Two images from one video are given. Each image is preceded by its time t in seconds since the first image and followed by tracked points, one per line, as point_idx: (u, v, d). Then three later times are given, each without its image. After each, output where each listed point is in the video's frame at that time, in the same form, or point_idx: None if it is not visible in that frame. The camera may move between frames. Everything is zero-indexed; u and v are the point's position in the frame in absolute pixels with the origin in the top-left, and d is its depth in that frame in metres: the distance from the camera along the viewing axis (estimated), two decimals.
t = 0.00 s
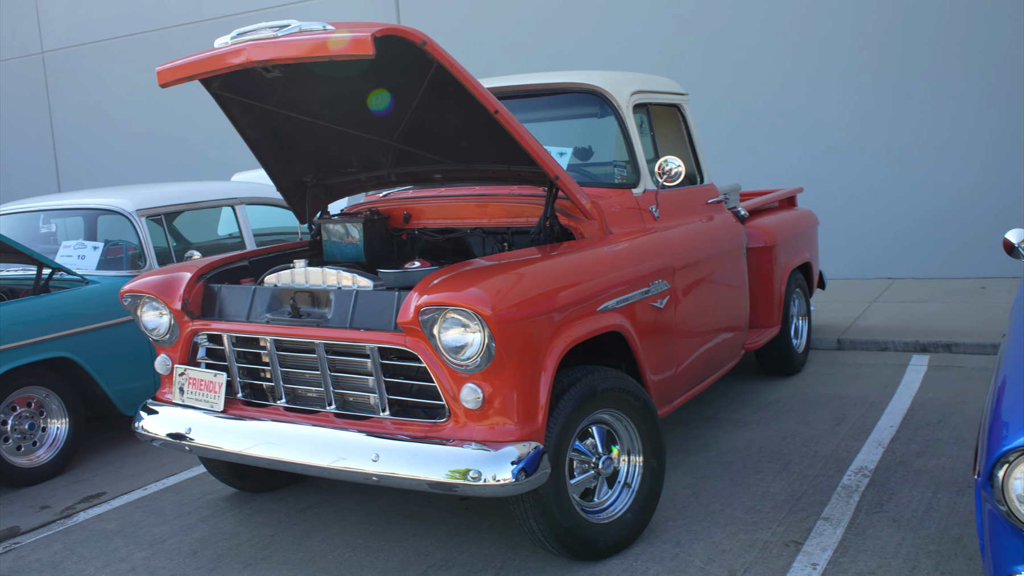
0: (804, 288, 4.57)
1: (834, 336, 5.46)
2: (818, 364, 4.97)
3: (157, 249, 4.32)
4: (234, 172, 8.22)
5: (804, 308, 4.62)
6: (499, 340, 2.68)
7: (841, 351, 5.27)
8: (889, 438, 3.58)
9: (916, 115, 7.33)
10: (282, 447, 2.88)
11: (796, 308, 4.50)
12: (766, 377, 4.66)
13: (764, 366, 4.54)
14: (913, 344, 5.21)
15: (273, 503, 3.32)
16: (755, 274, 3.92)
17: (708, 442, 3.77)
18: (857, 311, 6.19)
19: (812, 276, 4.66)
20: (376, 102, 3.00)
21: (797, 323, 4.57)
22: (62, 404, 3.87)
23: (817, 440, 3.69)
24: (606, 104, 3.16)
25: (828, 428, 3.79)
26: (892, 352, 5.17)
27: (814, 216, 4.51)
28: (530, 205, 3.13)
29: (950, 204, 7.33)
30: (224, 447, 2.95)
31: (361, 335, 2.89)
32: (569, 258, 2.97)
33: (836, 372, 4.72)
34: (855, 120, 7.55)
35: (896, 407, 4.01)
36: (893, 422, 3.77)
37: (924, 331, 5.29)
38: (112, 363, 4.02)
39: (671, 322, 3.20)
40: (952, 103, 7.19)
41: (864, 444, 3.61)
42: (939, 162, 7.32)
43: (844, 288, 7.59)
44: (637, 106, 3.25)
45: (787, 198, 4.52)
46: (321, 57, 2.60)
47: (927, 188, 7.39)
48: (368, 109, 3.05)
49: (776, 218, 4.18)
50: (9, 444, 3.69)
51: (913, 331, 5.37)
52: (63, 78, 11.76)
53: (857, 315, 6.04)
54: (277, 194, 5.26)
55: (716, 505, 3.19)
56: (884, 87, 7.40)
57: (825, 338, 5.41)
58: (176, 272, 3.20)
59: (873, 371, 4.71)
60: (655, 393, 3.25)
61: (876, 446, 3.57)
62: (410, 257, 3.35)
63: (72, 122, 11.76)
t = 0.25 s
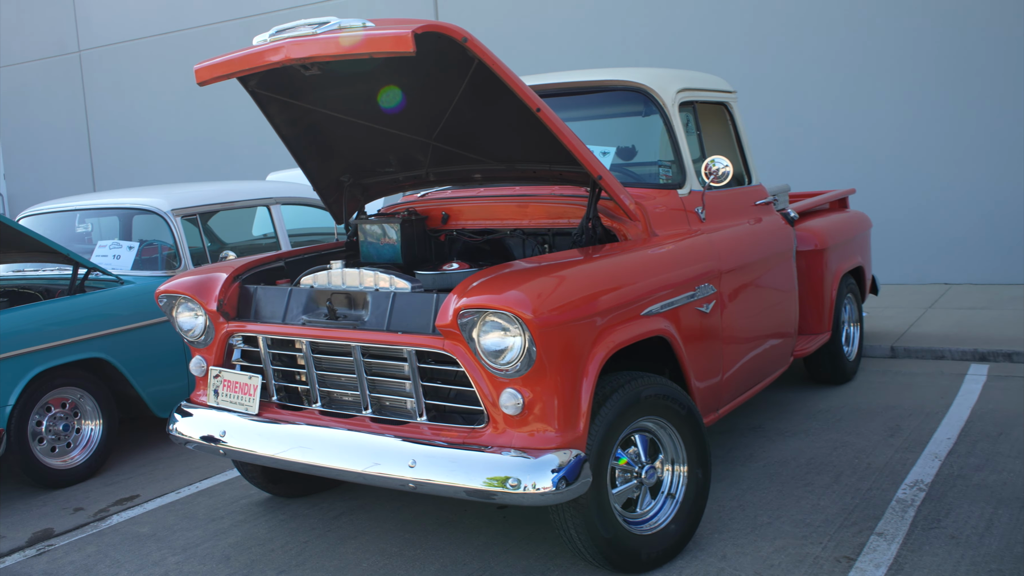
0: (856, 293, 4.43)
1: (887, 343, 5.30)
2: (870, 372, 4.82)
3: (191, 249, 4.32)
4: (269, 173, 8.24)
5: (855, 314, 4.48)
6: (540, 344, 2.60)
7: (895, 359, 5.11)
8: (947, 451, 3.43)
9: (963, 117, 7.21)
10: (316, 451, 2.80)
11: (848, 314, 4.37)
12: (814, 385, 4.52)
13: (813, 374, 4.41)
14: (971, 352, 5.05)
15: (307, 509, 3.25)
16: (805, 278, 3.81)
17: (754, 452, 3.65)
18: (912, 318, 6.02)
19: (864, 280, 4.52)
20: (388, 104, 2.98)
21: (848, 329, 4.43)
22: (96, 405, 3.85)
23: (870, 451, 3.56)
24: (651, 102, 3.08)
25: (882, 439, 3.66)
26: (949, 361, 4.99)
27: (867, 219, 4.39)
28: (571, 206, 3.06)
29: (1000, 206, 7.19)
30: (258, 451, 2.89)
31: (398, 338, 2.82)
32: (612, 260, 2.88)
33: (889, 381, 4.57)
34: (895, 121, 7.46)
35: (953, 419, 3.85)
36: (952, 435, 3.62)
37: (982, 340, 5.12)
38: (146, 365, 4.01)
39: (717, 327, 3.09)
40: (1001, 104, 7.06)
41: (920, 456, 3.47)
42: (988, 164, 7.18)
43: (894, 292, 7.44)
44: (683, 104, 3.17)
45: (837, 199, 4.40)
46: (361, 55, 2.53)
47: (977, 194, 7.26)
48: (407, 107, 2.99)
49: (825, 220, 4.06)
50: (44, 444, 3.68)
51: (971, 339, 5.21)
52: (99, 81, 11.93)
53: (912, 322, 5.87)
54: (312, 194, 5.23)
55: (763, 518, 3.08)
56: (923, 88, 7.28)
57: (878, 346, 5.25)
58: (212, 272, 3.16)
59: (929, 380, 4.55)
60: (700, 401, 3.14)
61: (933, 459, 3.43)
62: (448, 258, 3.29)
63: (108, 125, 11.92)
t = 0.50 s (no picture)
0: (900, 293, 4.30)
1: (932, 345, 5.14)
2: (914, 376, 4.67)
3: (209, 245, 4.25)
4: (290, 169, 8.14)
5: (900, 315, 4.33)
6: (570, 344, 2.48)
7: (941, 362, 4.96)
8: (997, 459, 3.29)
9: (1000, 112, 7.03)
10: (337, 454, 2.70)
11: (892, 314, 4.23)
12: (855, 389, 4.38)
13: (855, 377, 4.27)
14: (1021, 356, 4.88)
15: (327, 514, 3.15)
16: (847, 277, 3.69)
17: (792, 458, 3.52)
18: (958, 319, 5.84)
19: (909, 279, 4.37)
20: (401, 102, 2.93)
21: (893, 331, 4.29)
22: (111, 405, 3.77)
23: (915, 458, 3.42)
24: (686, 94, 2.96)
25: (927, 446, 3.52)
26: (999, 364, 4.84)
27: (912, 216, 4.26)
28: (602, 202, 2.95)
29: None
30: (276, 454, 2.79)
31: (423, 337, 2.71)
32: (645, 257, 2.76)
33: (933, 385, 4.41)
34: (927, 119, 7.15)
35: (1002, 425, 3.70)
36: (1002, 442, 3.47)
37: None
38: (162, 365, 3.92)
39: (754, 328, 2.96)
40: None
41: (968, 464, 3.32)
42: None
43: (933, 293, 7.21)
44: (720, 95, 3.04)
45: (882, 195, 4.26)
46: (387, 45, 2.43)
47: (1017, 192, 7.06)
48: (433, 99, 2.89)
49: (868, 216, 3.92)
50: (58, 446, 3.60)
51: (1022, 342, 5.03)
52: (116, 80, 11.92)
53: (958, 323, 5.70)
54: (329, 188, 5.15)
55: (803, 527, 2.94)
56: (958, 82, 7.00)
57: (923, 349, 5.10)
58: (231, 269, 3.07)
59: (977, 385, 4.40)
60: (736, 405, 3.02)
61: (982, 468, 3.28)
62: (473, 255, 3.17)
63: (125, 123, 11.90)
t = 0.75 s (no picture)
0: (944, 291, 4.17)
1: (977, 347, 4.99)
2: (958, 379, 4.52)
3: (225, 239, 4.16)
4: (311, 160, 8.05)
5: (944, 315, 4.20)
6: (599, 343, 2.37)
7: (988, 365, 4.81)
8: None
9: None
10: (356, 455, 2.60)
11: (935, 314, 4.11)
12: (896, 392, 4.25)
13: (896, 380, 4.15)
14: None
15: (345, 516, 3.06)
16: (887, 274, 3.58)
17: (827, 464, 3.39)
18: (1004, 320, 5.67)
19: (953, 277, 4.24)
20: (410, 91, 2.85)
21: (936, 331, 4.16)
22: (123, 403, 3.70)
23: (960, 465, 3.29)
24: (721, 82, 2.85)
25: (973, 452, 3.38)
26: None
27: (955, 211, 4.12)
28: (632, 195, 2.84)
29: None
30: (293, 454, 2.69)
31: (446, 335, 2.60)
32: (677, 253, 2.64)
33: (978, 389, 4.26)
34: (957, 113, 6.97)
35: None
36: None
37: None
38: (176, 362, 3.84)
39: (791, 327, 2.84)
40: None
41: (1015, 472, 3.19)
42: None
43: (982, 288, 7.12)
44: (756, 83, 2.92)
45: (925, 189, 4.13)
46: (410, 31, 2.31)
47: None
48: (457, 87, 2.79)
49: (907, 211, 3.80)
50: (70, 443, 3.53)
51: None
52: (131, 74, 11.87)
53: (1004, 324, 5.53)
54: (346, 180, 5.05)
55: (841, 536, 2.82)
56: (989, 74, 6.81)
57: (969, 350, 4.94)
58: (247, 263, 2.97)
59: None
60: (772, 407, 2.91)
61: None
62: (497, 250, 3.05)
63: (139, 118, 11.84)
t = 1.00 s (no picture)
0: (990, 282, 4.06)
1: None
2: (1003, 372, 4.40)
3: (246, 229, 4.10)
4: (332, 149, 7.97)
5: (989, 306, 4.09)
6: (632, 336, 2.28)
7: None
8: None
9: None
10: (382, 450, 2.52)
11: (982, 305, 4.01)
12: (939, 387, 4.14)
13: (940, 374, 4.05)
14: None
15: (371, 513, 2.99)
16: (931, 265, 3.47)
17: (866, 461, 3.29)
18: None
19: (1000, 267, 4.13)
20: (411, 71, 2.76)
21: (982, 323, 4.06)
22: (144, 396, 3.65)
23: (1007, 463, 3.18)
24: (758, 65, 2.76)
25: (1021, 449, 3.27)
26: None
27: (1003, 198, 4.00)
28: (665, 182, 2.74)
29: None
30: (318, 449, 2.62)
31: (473, 327, 2.52)
32: (712, 242, 2.54)
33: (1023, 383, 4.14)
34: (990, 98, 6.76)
35: None
36: None
37: None
38: (197, 354, 3.79)
39: (831, 319, 2.74)
40: None
41: None
42: None
43: None
44: (794, 66, 2.82)
45: (970, 176, 4.01)
46: (433, 14, 2.24)
47: None
48: (484, 72, 2.70)
49: (951, 199, 3.69)
50: (91, 438, 3.49)
51: None
52: (145, 66, 11.84)
53: None
54: (370, 168, 4.98)
55: (884, 536, 2.73)
56: (1020, 59, 6.48)
57: (1014, 343, 4.81)
58: (270, 253, 2.90)
59: None
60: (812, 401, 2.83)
61: None
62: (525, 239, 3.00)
63: (153, 111, 11.81)
